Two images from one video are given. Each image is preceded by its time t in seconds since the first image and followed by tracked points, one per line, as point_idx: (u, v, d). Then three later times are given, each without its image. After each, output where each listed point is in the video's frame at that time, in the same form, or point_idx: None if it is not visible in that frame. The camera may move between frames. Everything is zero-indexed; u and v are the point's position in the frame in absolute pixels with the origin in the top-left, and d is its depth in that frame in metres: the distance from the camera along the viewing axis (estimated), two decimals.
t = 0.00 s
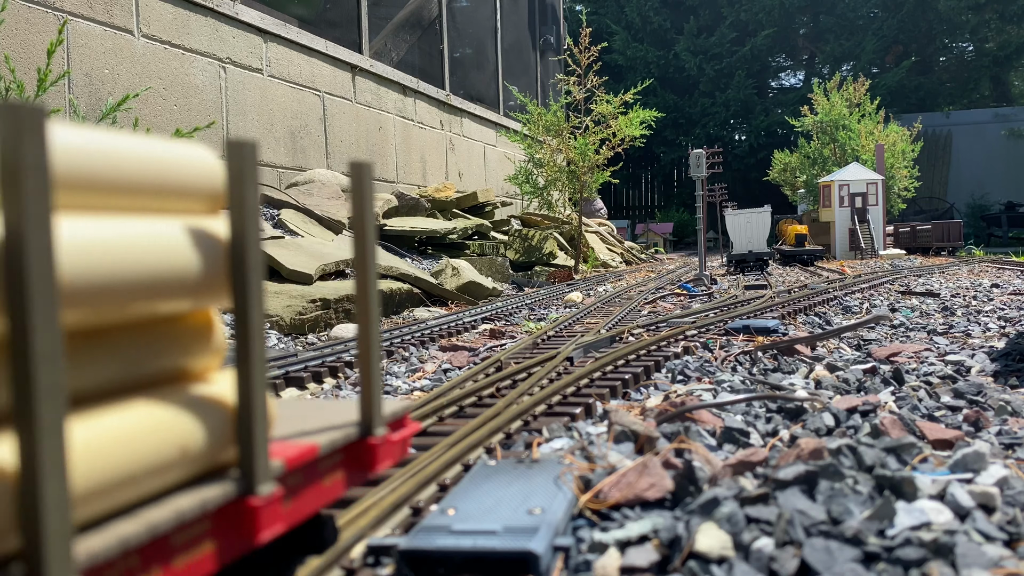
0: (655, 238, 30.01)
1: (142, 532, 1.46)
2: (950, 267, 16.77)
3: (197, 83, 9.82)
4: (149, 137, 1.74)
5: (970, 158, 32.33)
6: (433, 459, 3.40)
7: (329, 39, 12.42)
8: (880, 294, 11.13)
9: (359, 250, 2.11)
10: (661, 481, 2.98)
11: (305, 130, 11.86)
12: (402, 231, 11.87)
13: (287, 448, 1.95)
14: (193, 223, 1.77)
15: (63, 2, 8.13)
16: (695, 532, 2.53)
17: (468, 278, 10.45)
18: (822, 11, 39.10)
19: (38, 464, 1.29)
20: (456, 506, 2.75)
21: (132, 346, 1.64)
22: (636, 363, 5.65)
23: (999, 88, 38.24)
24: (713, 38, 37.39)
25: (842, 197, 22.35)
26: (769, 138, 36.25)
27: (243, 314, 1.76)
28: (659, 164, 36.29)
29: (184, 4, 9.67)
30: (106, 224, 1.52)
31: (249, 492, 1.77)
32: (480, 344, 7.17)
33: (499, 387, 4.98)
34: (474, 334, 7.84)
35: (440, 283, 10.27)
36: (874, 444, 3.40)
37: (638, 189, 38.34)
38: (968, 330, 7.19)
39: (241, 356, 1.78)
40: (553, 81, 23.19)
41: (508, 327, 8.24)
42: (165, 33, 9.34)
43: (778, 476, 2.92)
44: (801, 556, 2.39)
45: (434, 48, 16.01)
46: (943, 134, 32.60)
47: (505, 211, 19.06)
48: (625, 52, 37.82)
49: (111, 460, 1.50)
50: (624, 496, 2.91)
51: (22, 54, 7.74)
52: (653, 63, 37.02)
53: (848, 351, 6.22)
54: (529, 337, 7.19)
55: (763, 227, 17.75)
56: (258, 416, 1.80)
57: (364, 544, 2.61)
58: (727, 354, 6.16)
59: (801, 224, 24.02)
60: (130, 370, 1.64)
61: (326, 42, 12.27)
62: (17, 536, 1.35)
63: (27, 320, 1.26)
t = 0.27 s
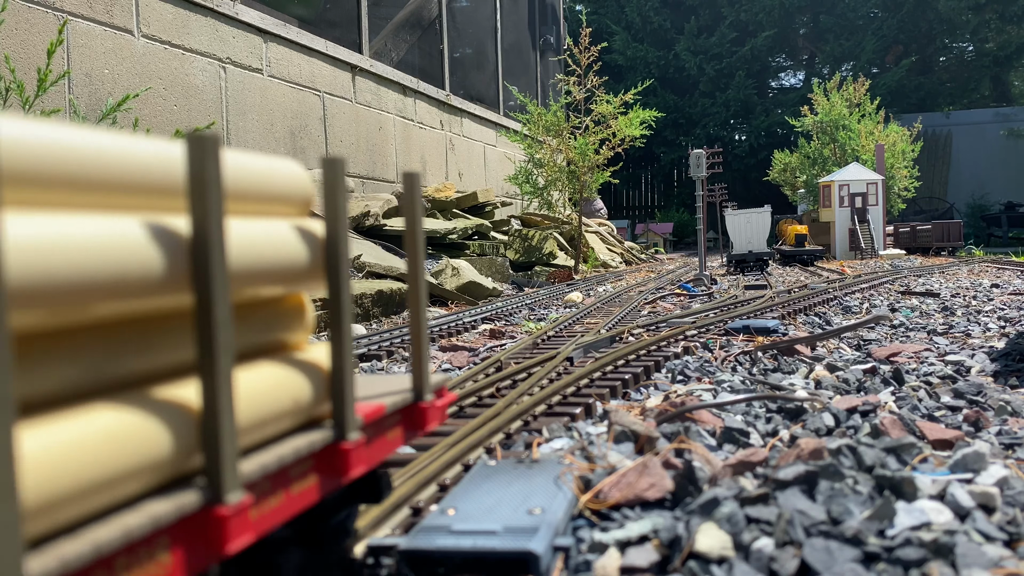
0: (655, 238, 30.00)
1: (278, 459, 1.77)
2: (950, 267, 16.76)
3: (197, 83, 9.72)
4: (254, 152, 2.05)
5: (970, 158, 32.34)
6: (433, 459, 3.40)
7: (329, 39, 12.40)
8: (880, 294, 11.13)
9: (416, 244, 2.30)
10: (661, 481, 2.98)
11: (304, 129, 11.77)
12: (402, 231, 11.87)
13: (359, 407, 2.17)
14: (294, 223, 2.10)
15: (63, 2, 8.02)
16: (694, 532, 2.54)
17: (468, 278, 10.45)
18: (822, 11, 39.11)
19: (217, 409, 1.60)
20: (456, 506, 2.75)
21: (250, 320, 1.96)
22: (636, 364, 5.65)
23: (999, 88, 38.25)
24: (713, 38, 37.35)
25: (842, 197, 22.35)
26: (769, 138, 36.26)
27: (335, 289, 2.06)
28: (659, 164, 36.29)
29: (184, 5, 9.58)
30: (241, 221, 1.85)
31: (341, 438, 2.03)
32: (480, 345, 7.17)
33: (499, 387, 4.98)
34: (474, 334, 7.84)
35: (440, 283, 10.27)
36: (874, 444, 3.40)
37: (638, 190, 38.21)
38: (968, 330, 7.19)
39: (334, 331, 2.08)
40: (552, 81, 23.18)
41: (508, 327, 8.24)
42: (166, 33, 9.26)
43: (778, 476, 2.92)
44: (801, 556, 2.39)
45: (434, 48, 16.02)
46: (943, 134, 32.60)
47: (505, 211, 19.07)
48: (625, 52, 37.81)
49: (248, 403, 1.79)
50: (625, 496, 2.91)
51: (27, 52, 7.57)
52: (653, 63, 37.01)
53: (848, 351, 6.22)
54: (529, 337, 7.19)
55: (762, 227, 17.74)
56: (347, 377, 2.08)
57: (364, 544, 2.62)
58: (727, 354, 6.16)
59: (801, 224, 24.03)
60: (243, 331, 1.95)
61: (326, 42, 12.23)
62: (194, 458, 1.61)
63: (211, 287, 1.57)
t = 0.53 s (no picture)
0: (655, 238, 30.01)
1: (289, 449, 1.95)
2: (951, 267, 16.75)
3: (197, 84, 9.38)
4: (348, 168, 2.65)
5: (970, 158, 32.33)
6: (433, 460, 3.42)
7: (329, 39, 12.16)
8: (880, 294, 11.13)
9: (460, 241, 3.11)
10: (660, 481, 2.99)
11: (304, 130, 11.47)
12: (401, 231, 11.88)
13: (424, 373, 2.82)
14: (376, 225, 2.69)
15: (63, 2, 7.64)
16: (695, 532, 2.54)
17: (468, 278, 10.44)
18: (822, 11, 39.12)
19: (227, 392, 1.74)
20: (456, 506, 2.75)
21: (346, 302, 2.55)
22: (636, 363, 5.65)
23: (999, 88, 38.25)
24: (713, 38, 37.33)
25: (842, 197, 22.36)
26: (769, 138, 36.27)
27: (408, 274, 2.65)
28: (659, 164, 36.30)
29: (184, 4, 9.24)
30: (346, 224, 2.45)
31: (344, 434, 2.20)
32: (480, 345, 7.17)
33: (499, 387, 4.98)
34: (474, 334, 7.84)
35: (440, 283, 10.27)
36: (874, 443, 3.40)
37: (638, 190, 38.31)
38: (968, 330, 7.19)
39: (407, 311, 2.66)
40: (552, 81, 23.13)
41: (508, 327, 8.24)
42: (166, 32, 8.87)
43: (778, 476, 2.92)
44: (801, 556, 2.39)
45: (434, 48, 15.97)
46: (943, 134, 32.61)
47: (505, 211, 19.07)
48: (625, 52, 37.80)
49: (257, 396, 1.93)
50: (625, 496, 2.92)
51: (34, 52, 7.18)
52: (653, 63, 36.99)
53: (848, 351, 6.23)
54: (529, 337, 7.19)
55: (762, 227, 17.74)
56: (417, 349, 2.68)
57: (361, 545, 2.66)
58: (727, 354, 6.16)
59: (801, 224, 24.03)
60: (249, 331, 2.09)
61: (325, 42, 11.99)
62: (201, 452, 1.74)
63: (337, 281, 2.21)
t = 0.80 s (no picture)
0: (655, 237, 29.97)
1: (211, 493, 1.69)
2: (951, 267, 16.73)
3: (197, 83, 8.27)
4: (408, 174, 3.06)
5: (970, 158, 32.31)
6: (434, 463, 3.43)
7: (328, 39, 10.90)
8: (880, 294, 11.11)
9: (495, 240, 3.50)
10: (661, 481, 2.99)
11: (305, 130, 10.24)
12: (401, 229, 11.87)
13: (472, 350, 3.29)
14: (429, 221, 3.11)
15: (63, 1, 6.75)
16: (695, 531, 2.53)
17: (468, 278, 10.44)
18: (822, 11, 39.10)
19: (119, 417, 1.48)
20: (456, 506, 2.75)
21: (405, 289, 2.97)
22: (636, 363, 5.64)
23: (999, 88, 38.24)
24: (713, 38, 37.30)
25: (842, 197, 22.36)
26: (769, 138, 36.25)
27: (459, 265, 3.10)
28: (659, 164, 36.25)
29: (184, 3, 8.13)
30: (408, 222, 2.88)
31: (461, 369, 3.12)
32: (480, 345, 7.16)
33: (500, 387, 4.97)
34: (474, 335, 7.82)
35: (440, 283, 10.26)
36: (874, 443, 3.40)
37: (638, 189, 38.30)
38: (968, 330, 7.18)
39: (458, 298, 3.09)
40: (553, 82, 22.80)
41: (507, 327, 8.23)
42: (166, 33, 7.85)
43: (778, 475, 2.92)
44: (801, 555, 2.39)
45: (435, 47, 14.82)
46: (943, 134, 32.59)
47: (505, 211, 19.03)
48: (625, 52, 37.76)
49: (173, 426, 1.68)
50: (625, 496, 2.91)
51: (21, 56, 6.31)
52: (653, 63, 36.94)
53: (848, 351, 6.22)
54: (529, 337, 7.19)
55: (762, 227, 17.73)
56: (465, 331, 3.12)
57: (364, 545, 2.71)
58: (727, 354, 6.15)
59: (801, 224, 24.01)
60: (278, 329, 2.20)
61: (326, 41, 10.71)
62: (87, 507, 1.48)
63: (340, 275, 2.20)
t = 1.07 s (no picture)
0: (655, 237, 29.95)
1: (143, 535, 1.48)
2: (951, 267, 16.72)
3: (197, 84, 8.07)
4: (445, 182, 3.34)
5: (970, 157, 32.31)
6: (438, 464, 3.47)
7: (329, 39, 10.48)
8: (880, 294, 11.11)
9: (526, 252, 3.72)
10: (660, 481, 2.99)
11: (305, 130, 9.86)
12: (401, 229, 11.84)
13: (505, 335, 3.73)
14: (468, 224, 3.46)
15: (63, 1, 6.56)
16: (695, 532, 2.54)
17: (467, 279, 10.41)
18: (822, 11, 39.10)
19: (24, 434, 1.31)
20: (456, 506, 2.75)
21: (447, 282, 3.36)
22: (636, 364, 5.65)
23: (999, 88, 38.26)
24: (713, 38, 37.29)
25: (842, 197, 22.38)
26: (769, 138, 36.24)
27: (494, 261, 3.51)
28: (659, 164, 36.23)
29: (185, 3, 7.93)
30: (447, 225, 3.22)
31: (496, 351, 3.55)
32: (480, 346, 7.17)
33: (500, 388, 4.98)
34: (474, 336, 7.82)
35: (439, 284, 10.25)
36: (874, 443, 3.40)
37: (638, 189, 38.29)
38: (968, 330, 7.18)
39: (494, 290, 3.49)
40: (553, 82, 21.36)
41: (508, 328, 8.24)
42: (166, 33, 7.66)
43: (778, 476, 2.92)
44: (801, 556, 2.39)
45: (434, 47, 14.10)
46: (943, 134, 32.59)
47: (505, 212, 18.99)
48: (625, 52, 37.74)
49: (192, 423, 1.72)
50: (624, 496, 2.92)
51: (19, 56, 6.12)
52: (653, 63, 36.91)
53: (848, 351, 6.22)
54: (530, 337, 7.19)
55: (762, 227, 17.73)
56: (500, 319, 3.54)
57: (364, 546, 2.72)
58: (727, 354, 6.15)
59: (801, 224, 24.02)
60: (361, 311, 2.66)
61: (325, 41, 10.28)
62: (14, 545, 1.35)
63: (349, 277, 2.27)
